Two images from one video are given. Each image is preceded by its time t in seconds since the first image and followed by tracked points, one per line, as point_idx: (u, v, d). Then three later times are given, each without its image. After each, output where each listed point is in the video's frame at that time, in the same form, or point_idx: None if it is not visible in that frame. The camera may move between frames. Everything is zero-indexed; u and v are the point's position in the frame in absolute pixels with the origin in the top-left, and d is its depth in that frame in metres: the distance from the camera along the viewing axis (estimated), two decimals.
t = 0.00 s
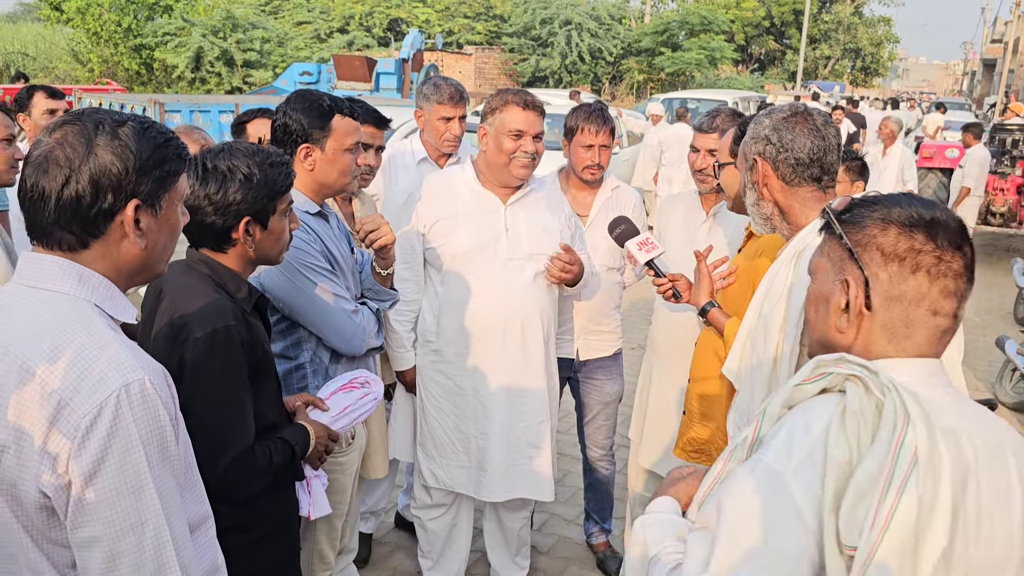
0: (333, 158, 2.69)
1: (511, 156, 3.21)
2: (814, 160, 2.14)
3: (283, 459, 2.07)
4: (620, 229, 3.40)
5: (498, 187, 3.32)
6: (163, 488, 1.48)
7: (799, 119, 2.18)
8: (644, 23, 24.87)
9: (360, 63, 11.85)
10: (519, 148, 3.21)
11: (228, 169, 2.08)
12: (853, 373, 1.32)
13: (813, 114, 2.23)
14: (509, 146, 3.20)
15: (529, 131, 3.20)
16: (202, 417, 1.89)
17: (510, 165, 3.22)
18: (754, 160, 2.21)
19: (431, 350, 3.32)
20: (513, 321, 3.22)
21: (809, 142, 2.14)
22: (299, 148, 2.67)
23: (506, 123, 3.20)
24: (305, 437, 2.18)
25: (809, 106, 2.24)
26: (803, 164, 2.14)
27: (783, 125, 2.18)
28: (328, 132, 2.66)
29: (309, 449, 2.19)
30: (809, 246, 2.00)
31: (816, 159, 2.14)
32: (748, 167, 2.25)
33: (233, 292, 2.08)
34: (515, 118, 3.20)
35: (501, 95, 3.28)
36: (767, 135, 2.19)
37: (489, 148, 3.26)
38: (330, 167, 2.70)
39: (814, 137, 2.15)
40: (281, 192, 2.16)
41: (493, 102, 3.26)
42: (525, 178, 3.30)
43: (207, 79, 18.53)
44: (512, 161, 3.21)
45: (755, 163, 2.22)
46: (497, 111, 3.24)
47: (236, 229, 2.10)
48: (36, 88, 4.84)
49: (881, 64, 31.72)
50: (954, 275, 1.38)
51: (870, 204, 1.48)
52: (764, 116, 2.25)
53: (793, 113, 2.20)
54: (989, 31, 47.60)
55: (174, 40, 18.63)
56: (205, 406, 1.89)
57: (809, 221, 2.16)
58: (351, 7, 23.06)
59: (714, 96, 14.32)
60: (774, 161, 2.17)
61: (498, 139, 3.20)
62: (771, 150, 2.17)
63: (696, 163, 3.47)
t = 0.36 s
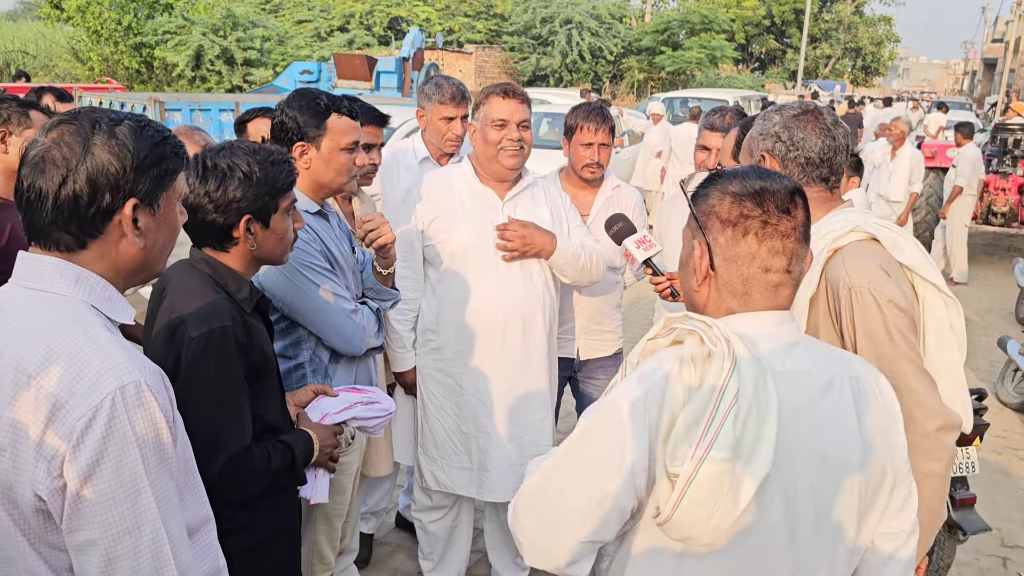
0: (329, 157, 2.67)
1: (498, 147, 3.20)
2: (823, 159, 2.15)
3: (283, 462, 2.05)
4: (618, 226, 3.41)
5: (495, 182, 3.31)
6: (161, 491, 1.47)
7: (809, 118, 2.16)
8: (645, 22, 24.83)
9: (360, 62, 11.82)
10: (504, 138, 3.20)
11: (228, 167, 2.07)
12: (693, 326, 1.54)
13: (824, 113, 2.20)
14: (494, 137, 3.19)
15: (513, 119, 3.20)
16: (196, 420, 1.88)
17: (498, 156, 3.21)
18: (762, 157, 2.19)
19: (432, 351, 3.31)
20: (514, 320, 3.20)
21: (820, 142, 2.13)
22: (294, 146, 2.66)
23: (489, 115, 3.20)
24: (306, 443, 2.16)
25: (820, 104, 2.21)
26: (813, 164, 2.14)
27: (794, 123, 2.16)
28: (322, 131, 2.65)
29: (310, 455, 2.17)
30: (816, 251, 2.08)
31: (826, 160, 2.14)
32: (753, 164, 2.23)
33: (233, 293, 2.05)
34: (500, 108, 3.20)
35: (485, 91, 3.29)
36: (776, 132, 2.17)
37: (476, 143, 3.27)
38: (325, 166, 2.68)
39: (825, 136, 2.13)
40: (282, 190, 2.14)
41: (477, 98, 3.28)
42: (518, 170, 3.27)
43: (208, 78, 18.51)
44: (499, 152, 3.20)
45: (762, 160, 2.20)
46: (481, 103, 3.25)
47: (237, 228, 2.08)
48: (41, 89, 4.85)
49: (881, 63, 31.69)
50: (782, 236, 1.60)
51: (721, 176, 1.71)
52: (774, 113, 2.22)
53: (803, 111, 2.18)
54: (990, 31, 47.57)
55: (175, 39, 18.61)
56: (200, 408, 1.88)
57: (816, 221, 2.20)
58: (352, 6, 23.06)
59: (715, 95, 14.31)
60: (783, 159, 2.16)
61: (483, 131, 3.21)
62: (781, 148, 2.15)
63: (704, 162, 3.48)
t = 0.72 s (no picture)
0: (313, 155, 2.66)
1: (491, 149, 3.21)
2: (837, 154, 2.12)
3: (291, 457, 2.05)
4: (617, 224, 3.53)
5: (491, 182, 3.30)
6: (158, 489, 1.47)
7: (822, 113, 2.14)
8: (647, 21, 24.79)
9: (361, 60, 11.79)
10: (498, 140, 3.20)
11: (219, 164, 2.07)
12: (640, 299, 1.79)
13: (835, 108, 2.18)
14: (488, 138, 3.20)
15: (507, 121, 3.19)
16: (205, 420, 1.88)
17: (491, 158, 3.21)
18: (775, 153, 2.17)
19: (432, 350, 3.30)
20: (514, 322, 3.20)
21: (834, 137, 2.11)
22: (281, 142, 2.68)
23: (484, 115, 3.20)
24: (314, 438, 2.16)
25: (832, 100, 2.19)
26: (828, 159, 2.12)
27: (807, 117, 2.13)
28: (307, 129, 2.64)
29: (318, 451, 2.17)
30: (819, 249, 2.06)
31: (841, 155, 2.12)
32: (765, 161, 2.22)
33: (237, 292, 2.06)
34: (494, 109, 3.19)
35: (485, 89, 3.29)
36: (789, 127, 2.15)
37: (470, 143, 3.28)
38: (311, 164, 2.67)
39: (838, 131, 2.12)
40: (276, 183, 2.13)
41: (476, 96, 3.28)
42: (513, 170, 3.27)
43: (209, 76, 18.50)
44: (493, 154, 3.21)
45: (775, 156, 2.18)
46: (477, 104, 3.25)
47: (234, 225, 2.07)
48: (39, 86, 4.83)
49: (883, 62, 31.65)
50: (727, 232, 1.91)
51: (686, 182, 2.03)
52: (785, 108, 2.20)
53: (814, 107, 2.15)
54: (991, 29, 47.52)
55: (176, 37, 18.60)
56: (207, 408, 1.88)
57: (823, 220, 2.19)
58: (353, 4, 23.06)
59: (716, 94, 14.28)
60: (797, 154, 2.14)
61: (478, 132, 3.21)
62: (795, 142, 2.14)
63: (705, 162, 3.47)
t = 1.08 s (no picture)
0: (317, 154, 2.65)
1: (512, 150, 3.19)
2: (866, 145, 2.15)
3: (295, 457, 2.05)
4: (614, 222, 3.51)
5: (508, 185, 3.32)
6: (161, 482, 1.46)
7: (844, 107, 2.18)
8: (651, 21, 24.77)
9: (364, 59, 11.80)
10: (520, 142, 3.18)
11: (223, 162, 2.06)
12: (587, 258, 1.96)
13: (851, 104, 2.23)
14: (511, 139, 3.17)
15: (531, 124, 3.16)
16: (208, 418, 1.87)
17: (512, 160, 3.21)
18: (803, 146, 2.17)
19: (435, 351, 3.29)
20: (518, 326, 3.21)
21: (860, 127, 2.15)
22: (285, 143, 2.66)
23: (510, 116, 3.16)
24: (318, 437, 2.16)
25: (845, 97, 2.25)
26: (858, 149, 2.14)
27: (831, 110, 2.17)
28: (312, 127, 2.63)
29: (321, 449, 2.17)
30: (826, 250, 2.06)
31: (868, 145, 2.15)
32: (787, 157, 2.20)
33: (241, 290, 2.05)
34: (519, 110, 3.15)
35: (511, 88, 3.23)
36: (815, 120, 2.16)
37: (492, 142, 3.25)
38: (317, 164, 2.66)
39: (861, 122, 2.17)
40: (280, 183, 2.11)
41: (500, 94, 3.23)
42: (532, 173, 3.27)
43: (213, 76, 18.55)
44: (513, 156, 3.20)
45: (802, 149, 2.17)
46: (501, 103, 3.20)
47: (235, 223, 2.06)
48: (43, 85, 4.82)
49: (887, 62, 31.58)
50: (661, 197, 2.11)
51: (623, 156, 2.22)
52: (806, 103, 2.22)
53: (835, 102, 2.20)
54: (997, 31, 47.36)
55: (180, 36, 18.63)
56: (209, 407, 1.87)
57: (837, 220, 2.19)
58: (356, 4, 23.09)
59: (720, 94, 14.26)
60: (827, 145, 2.14)
61: (500, 132, 3.18)
62: (823, 134, 2.14)
63: (703, 162, 3.43)
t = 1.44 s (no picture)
0: (326, 154, 2.64)
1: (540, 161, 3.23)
2: (872, 152, 2.10)
3: (296, 460, 2.03)
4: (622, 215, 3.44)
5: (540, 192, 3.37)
6: (161, 473, 1.44)
7: (856, 111, 2.13)
8: (655, 23, 24.76)
9: (369, 61, 11.81)
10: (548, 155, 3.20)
11: (230, 161, 2.04)
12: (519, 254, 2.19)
13: (867, 108, 2.17)
14: (539, 151, 3.20)
15: (561, 140, 3.17)
16: (209, 418, 1.86)
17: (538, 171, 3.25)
18: (807, 147, 2.15)
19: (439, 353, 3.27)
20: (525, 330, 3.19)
21: (869, 134, 2.10)
22: (292, 145, 2.63)
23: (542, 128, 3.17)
24: (319, 439, 2.15)
25: (863, 99, 2.19)
26: (862, 156, 2.10)
27: (842, 114, 2.12)
28: (318, 126, 2.62)
29: (322, 452, 2.15)
30: (831, 253, 2.03)
31: (874, 153, 2.10)
32: (794, 156, 2.19)
33: (243, 290, 2.04)
34: (552, 124, 3.16)
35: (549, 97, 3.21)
36: (823, 123, 2.13)
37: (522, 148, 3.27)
38: (325, 164, 2.64)
39: (872, 129, 2.11)
40: (285, 184, 2.10)
41: (540, 101, 3.22)
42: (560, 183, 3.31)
43: (218, 77, 18.58)
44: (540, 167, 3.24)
45: (807, 151, 2.15)
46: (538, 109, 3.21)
47: (240, 222, 2.05)
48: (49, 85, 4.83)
49: (892, 64, 31.49)
50: (589, 191, 2.31)
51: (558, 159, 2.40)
52: (820, 104, 2.19)
53: (848, 104, 2.15)
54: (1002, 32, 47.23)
55: (185, 37, 18.68)
56: (209, 407, 1.86)
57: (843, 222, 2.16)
58: (361, 6, 23.14)
59: (725, 95, 14.22)
60: (831, 150, 2.11)
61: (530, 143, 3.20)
62: (829, 138, 2.11)
63: (703, 163, 3.38)
